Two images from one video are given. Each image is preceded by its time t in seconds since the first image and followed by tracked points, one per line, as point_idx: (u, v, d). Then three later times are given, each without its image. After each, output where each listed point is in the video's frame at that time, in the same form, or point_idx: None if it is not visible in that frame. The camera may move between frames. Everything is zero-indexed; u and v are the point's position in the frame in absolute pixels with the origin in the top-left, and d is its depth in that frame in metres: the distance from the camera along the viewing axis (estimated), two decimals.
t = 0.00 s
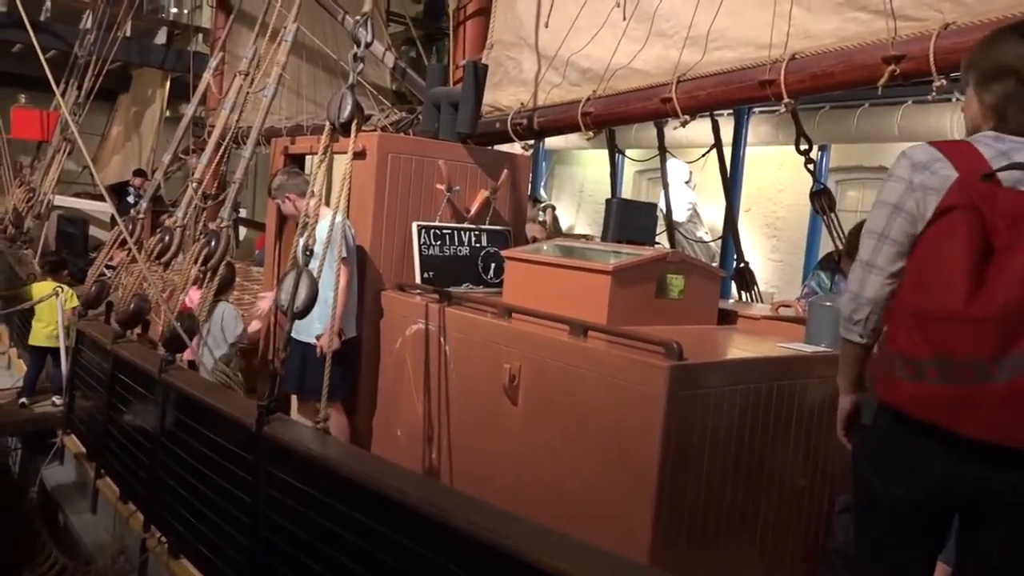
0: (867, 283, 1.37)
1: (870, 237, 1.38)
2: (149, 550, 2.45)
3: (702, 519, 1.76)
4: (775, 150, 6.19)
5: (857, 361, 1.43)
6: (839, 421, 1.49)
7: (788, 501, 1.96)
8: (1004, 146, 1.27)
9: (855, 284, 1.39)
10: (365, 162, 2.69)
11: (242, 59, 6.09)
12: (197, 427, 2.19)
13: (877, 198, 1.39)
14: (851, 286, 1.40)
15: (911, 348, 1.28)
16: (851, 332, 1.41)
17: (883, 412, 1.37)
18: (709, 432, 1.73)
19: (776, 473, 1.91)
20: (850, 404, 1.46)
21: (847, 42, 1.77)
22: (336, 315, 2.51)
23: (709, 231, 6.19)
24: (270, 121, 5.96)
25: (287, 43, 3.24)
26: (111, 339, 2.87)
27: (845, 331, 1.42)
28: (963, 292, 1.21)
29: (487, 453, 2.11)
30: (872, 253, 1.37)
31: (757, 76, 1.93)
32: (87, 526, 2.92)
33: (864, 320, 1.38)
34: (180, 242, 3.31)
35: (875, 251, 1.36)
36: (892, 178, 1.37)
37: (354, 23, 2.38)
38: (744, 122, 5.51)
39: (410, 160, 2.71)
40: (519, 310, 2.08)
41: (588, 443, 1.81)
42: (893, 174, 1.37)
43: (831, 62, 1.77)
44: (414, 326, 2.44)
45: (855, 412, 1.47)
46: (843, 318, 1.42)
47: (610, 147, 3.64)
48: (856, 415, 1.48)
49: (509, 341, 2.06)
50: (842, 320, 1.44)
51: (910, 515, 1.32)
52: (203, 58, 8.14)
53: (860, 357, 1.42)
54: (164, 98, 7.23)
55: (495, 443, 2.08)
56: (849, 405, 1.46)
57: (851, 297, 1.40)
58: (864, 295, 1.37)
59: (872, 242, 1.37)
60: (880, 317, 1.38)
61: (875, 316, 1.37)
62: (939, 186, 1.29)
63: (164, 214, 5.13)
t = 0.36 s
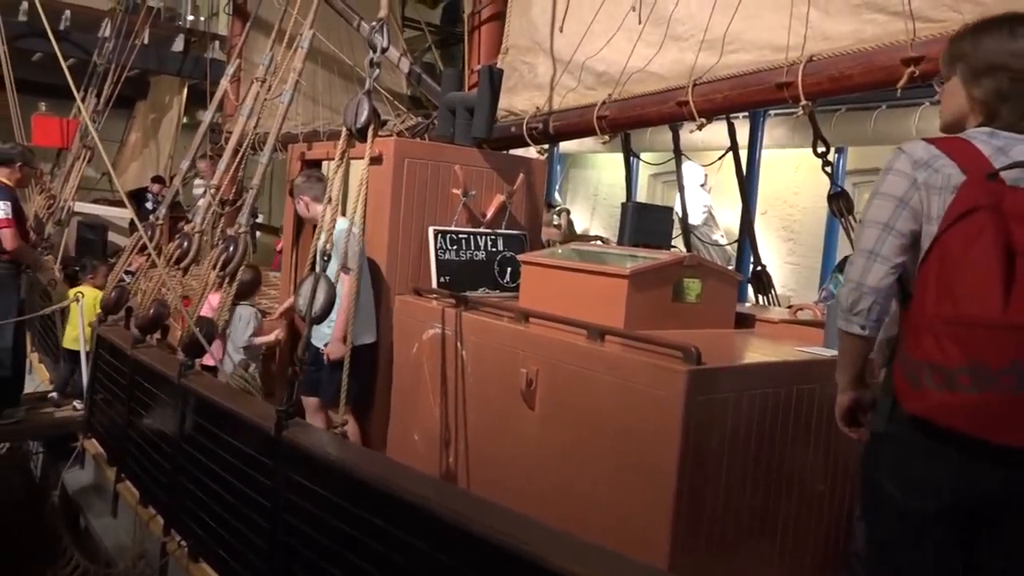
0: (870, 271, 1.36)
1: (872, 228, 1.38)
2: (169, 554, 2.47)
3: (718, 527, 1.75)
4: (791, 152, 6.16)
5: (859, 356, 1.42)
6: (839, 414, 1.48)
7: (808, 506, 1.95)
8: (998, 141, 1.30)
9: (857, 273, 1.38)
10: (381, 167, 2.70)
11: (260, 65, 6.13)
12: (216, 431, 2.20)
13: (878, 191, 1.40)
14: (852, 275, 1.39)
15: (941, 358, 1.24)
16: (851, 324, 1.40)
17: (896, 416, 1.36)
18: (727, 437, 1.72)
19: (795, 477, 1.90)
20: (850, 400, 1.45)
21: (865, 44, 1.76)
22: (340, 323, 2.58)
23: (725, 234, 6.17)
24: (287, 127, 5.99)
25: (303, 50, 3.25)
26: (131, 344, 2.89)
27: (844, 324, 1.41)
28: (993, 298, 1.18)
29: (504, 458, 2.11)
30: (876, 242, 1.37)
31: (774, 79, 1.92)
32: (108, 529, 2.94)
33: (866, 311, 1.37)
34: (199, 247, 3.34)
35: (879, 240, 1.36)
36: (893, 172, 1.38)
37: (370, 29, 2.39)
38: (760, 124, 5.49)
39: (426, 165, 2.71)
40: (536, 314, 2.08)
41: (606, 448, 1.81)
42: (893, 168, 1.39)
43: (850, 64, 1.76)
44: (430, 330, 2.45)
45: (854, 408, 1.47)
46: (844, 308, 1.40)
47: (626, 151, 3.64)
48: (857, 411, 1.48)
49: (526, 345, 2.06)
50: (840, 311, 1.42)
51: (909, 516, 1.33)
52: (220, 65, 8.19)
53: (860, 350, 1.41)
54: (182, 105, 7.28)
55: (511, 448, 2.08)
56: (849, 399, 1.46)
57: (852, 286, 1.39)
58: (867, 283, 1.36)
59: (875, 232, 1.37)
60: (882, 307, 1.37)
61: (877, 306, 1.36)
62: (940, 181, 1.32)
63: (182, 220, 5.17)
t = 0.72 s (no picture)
0: (907, 254, 1.34)
1: (907, 214, 1.36)
2: (191, 555, 2.49)
3: (741, 530, 1.73)
4: (811, 154, 6.12)
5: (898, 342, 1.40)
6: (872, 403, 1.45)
7: (831, 511, 1.93)
8: None
9: (893, 256, 1.35)
10: (400, 170, 2.71)
11: (279, 70, 6.17)
12: (237, 432, 2.22)
13: (908, 180, 1.39)
14: (887, 259, 1.36)
15: (981, 363, 1.22)
16: (886, 308, 1.37)
17: (925, 421, 1.35)
18: (749, 440, 1.71)
19: (818, 482, 1.88)
20: (883, 387, 1.43)
21: (888, 44, 1.74)
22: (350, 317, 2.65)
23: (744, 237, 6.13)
24: (306, 131, 6.03)
25: (323, 54, 3.27)
26: (153, 347, 2.92)
27: (878, 308, 1.38)
28: None
29: (523, 462, 2.11)
30: (914, 226, 1.34)
31: (795, 80, 1.91)
32: (130, 530, 2.97)
33: (903, 294, 1.34)
34: (220, 251, 3.36)
35: (916, 225, 1.34)
36: (924, 165, 1.37)
37: (391, 33, 2.39)
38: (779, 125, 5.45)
39: (445, 168, 2.72)
40: (556, 317, 2.07)
41: (627, 451, 1.80)
42: (924, 162, 1.37)
43: (872, 65, 1.74)
44: (450, 333, 2.45)
45: (885, 396, 1.44)
46: (878, 293, 1.37)
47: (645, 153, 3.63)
48: (885, 403, 1.46)
49: (546, 347, 2.06)
50: (873, 297, 1.39)
51: (937, 523, 1.32)
52: (240, 70, 8.25)
53: (894, 335, 1.38)
54: (203, 109, 7.34)
55: (531, 451, 2.08)
56: (882, 387, 1.43)
57: (888, 270, 1.36)
58: (904, 267, 1.34)
59: (911, 217, 1.35)
60: (920, 290, 1.35)
61: (915, 289, 1.34)
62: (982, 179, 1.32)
63: (203, 224, 5.21)
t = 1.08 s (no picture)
0: (933, 268, 1.33)
1: (937, 222, 1.34)
2: (215, 555, 2.51)
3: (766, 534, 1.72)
4: (832, 151, 6.06)
5: (928, 348, 1.39)
6: (898, 411, 1.46)
7: (857, 514, 1.91)
8: None
9: (919, 269, 1.35)
10: (420, 172, 2.71)
11: (298, 73, 6.20)
12: (260, 433, 2.23)
13: (943, 183, 1.36)
14: (915, 271, 1.36)
15: None
16: (913, 320, 1.37)
17: (965, 426, 1.35)
18: (775, 440, 1.70)
19: (843, 485, 1.87)
20: (909, 394, 1.43)
21: (912, 39, 1.72)
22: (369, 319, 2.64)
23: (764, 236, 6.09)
24: (325, 134, 6.05)
25: (343, 56, 3.28)
26: (176, 349, 2.94)
27: (905, 320, 1.39)
28: None
29: (544, 463, 2.11)
30: (943, 237, 1.33)
31: (817, 77, 1.89)
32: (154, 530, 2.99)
33: (928, 308, 1.35)
34: (241, 253, 3.37)
35: (944, 236, 1.33)
36: (963, 165, 1.34)
37: (410, 35, 2.40)
38: (799, 123, 5.40)
39: (464, 169, 2.72)
40: (576, 317, 2.07)
41: (649, 452, 1.79)
42: (963, 162, 1.34)
43: (895, 61, 1.72)
44: (470, 334, 2.46)
45: (912, 406, 1.45)
46: (905, 305, 1.38)
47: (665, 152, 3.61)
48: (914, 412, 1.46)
49: (567, 348, 2.05)
50: (902, 307, 1.40)
51: (969, 528, 1.32)
52: (259, 73, 8.29)
53: (920, 346, 1.38)
54: (223, 113, 7.39)
55: (552, 452, 2.08)
56: (907, 394, 1.43)
57: (914, 283, 1.36)
58: (929, 280, 1.34)
59: (940, 226, 1.33)
60: (945, 304, 1.34)
61: (941, 304, 1.34)
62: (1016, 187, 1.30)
63: (225, 226, 5.24)
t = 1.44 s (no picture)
0: (943, 293, 1.34)
1: (955, 244, 1.34)
2: (238, 558, 2.53)
3: (791, 538, 1.71)
4: (854, 151, 6.01)
5: (945, 374, 1.39)
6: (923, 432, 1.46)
7: (882, 519, 1.89)
8: None
9: (932, 293, 1.37)
10: (439, 175, 2.72)
11: (318, 78, 6.23)
12: (282, 437, 2.24)
13: (971, 201, 1.35)
14: (929, 294, 1.38)
15: None
16: (925, 344, 1.39)
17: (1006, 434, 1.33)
18: (799, 443, 1.68)
19: (868, 489, 1.85)
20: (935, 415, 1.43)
21: (934, 37, 1.70)
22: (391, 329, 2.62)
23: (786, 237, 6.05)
24: (345, 138, 6.08)
25: (362, 61, 3.29)
26: (199, 353, 2.96)
27: (918, 343, 1.41)
28: None
29: (566, 467, 2.10)
30: (957, 261, 1.33)
31: (838, 76, 1.87)
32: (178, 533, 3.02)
33: (938, 334, 1.36)
34: (263, 258, 3.40)
35: (959, 261, 1.33)
36: (991, 183, 1.32)
37: (429, 39, 2.40)
38: (820, 123, 5.36)
39: (484, 173, 2.72)
40: (596, 320, 2.06)
41: (671, 456, 1.78)
42: (992, 180, 1.32)
43: (918, 59, 1.70)
44: (490, 337, 2.46)
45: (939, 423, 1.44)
46: (919, 327, 1.40)
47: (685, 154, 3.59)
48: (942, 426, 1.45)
49: (587, 351, 2.05)
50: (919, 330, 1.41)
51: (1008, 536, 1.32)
52: (280, 78, 8.35)
53: (932, 370, 1.40)
54: (244, 118, 7.46)
55: (573, 455, 2.07)
56: (931, 415, 1.44)
57: (926, 307, 1.38)
58: (939, 306, 1.35)
59: (956, 250, 1.34)
60: (955, 331, 1.35)
61: (949, 330, 1.35)
62: None
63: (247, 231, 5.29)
